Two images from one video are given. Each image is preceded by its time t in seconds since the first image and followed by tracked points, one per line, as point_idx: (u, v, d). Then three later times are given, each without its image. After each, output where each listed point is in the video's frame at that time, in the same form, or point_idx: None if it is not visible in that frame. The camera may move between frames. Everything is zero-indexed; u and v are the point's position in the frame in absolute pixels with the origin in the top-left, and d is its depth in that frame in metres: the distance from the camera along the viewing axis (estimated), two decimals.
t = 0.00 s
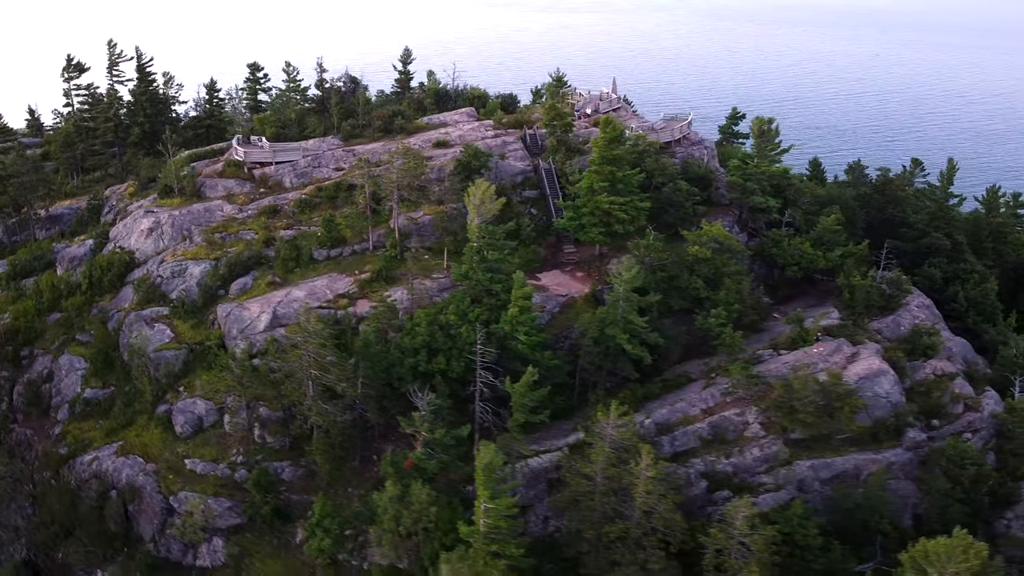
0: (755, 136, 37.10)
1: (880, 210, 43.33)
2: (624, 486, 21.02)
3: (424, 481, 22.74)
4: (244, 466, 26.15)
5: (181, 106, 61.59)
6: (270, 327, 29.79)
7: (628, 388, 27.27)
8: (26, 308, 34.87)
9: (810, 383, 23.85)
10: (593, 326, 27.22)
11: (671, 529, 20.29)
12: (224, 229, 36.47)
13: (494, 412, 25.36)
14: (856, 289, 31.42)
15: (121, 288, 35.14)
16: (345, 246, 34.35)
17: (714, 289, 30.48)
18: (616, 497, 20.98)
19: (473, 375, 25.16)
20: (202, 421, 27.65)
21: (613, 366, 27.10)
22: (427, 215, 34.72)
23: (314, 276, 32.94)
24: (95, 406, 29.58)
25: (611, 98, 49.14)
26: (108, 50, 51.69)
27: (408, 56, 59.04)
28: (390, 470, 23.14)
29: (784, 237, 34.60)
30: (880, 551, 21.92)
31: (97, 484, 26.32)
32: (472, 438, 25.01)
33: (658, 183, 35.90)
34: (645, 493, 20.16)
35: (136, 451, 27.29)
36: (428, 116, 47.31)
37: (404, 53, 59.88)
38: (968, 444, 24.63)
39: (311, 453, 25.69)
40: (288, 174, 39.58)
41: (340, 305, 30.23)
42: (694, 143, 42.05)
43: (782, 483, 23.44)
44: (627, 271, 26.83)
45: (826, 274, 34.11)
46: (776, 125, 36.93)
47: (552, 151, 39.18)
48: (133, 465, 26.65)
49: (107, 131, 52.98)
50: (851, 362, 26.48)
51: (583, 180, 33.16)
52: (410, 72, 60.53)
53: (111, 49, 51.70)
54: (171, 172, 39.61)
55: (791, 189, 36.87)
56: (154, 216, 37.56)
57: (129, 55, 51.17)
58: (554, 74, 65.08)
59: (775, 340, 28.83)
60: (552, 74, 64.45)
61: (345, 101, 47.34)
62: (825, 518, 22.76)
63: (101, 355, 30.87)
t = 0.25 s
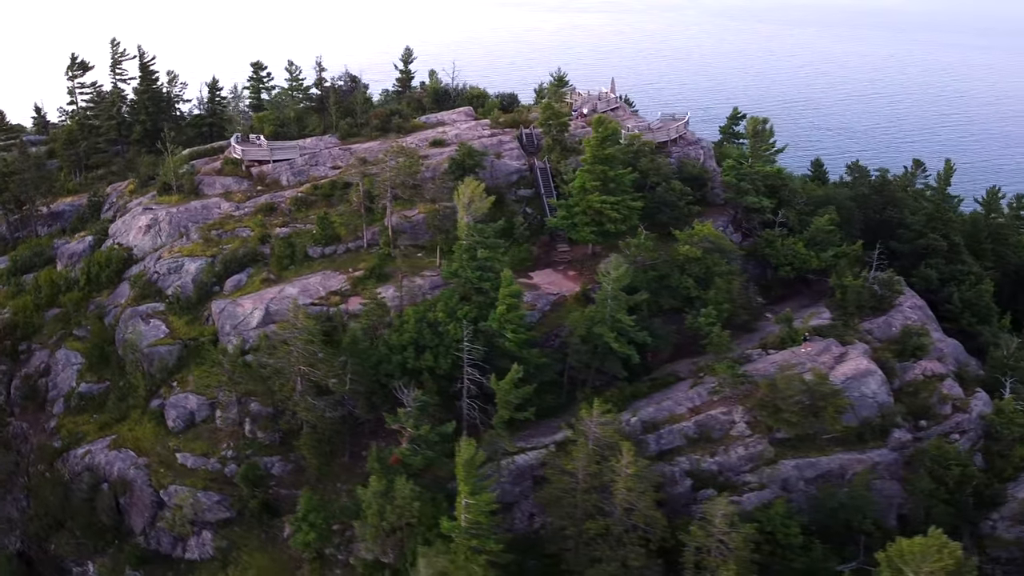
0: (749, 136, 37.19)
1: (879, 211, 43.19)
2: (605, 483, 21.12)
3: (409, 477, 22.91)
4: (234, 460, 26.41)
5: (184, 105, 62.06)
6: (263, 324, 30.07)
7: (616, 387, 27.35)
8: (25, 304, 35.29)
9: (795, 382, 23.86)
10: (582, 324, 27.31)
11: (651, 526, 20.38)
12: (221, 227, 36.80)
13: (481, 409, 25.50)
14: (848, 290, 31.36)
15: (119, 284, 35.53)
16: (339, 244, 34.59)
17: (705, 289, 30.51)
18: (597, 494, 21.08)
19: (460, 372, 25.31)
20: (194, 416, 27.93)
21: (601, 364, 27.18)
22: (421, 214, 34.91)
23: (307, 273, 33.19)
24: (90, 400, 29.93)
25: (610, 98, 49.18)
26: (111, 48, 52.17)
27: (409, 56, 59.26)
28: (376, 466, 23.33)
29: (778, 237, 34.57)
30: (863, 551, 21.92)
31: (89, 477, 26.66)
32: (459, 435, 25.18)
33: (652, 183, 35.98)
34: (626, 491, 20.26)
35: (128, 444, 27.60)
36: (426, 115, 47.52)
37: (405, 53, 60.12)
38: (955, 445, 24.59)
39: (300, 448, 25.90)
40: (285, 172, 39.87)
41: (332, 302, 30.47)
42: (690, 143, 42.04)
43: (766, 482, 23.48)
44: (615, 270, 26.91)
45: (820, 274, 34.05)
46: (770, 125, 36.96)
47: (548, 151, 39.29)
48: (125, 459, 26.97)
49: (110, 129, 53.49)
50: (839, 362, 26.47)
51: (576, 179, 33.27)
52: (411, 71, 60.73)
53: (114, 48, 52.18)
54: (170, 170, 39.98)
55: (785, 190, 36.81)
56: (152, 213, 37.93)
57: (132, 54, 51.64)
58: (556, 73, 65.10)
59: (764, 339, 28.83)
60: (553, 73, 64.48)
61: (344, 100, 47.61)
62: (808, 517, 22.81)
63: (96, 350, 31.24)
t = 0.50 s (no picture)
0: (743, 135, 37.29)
1: (876, 212, 43.08)
2: (587, 480, 21.23)
3: (394, 472, 23.09)
4: (224, 455, 26.67)
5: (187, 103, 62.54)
6: (256, 320, 30.34)
7: (604, 385, 27.46)
8: (24, 299, 35.73)
9: (780, 382, 23.90)
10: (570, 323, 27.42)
11: (632, 523, 20.49)
12: (217, 224, 37.13)
13: (468, 406, 25.68)
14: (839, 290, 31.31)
15: (116, 280, 35.90)
16: (334, 242, 34.85)
17: (695, 288, 30.57)
18: (579, 491, 21.20)
19: (447, 370, 25.49)
20: (186, 411, 28.22)
21: (589, 363, 27.28)
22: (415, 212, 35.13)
23: (302, 270, 33.47)
24: (85, 394, 30.30)
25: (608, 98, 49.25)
26: (114, 47, 52.66)
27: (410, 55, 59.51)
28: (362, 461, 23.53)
29: (771, 237, 34.56)
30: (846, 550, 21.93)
31: (82, 470, 26.98)
32: (446, 431, 25.37)
33: (646, 182, 36.07)
34: (607, 488, 20.37)
35: (121, 438, 27.93)
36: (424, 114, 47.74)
37: (406, 52, 60.37)
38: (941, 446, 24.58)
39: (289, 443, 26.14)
40: (282, 170, 40.16)
41: (324, 300, 30.72)
42: (686, 142, 42.06)
43: (751, 481, 23.53)
44: (604, 269, 27.01)
45: (812, 274, 34.04)
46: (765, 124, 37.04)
47: (543, 150, 39.42)
48: (117, 452, 27.27)
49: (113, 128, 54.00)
50: (827, 363, 26.48)
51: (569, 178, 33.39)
52: (412, 71, 60.99)
53: (117, 47, 52.67)
54: (168, 167, 40.37)
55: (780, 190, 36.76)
56: (151, 210, 38.29)
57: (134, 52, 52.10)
58: (557, 73, 65.20)
59: (753, 339, 28.86)
60: (554, 72, 64.59)
61: (343, 99, 47.90)
62: (791, 516, 22.86)
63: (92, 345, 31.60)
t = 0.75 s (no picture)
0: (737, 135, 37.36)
1: (874, 213, 42.94)
2: (568, 477, 21.33)
3: (379, 468, 23.26)
4: (215, 450, 26.95)
5: (190, 102, 63.04)
6: (249, 317, 30.60)
7: (593, 383, 27.57)
8: (24, 294, 36.18)
9: (765, 381, 23.94)
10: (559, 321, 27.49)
11: (612, 519, 20.57)
12: (214, 221, 37.47)
13: (456, 403, 25.87)
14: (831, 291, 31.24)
15: (114, 276, 36.29)
16: (329, 239, 35.11)
17: (686, 287, 30.60)
18: (560, 487, 21.31)
19: (435, 367, 25.67)
20: (178, 406, 28.50)
21: (577, 361, 27.39)
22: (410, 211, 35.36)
23: (296, 267, 33.71)
24: (80, 389, 30.66)
25: (606, 98, 49.34)
26: (118, 46, 53.17)
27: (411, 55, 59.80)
28: (348, 457, 23.72)
29: (764, 236, 34.57)
30: (828, 550, 21.94)
31: (74, 463, 27.35)
32: (433, 428, 25.56)
33: (640, 182, 36.16)
34: (587, 484, 20.47)
35: (114, 432, 28.26)
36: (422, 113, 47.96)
37: (408, 52, 60.67)
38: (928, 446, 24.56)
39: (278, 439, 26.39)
40: (279, 168, 40.46)
41: (317, 297, 30.94)
42: (682, 143, 42.12)
43: (735, 480, 23.58)
44: (592, 268, 27.13)
45: (805, 274, 34.01)
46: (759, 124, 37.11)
47: (538, 149, 39.57)
48: (110, 446, 27.61)
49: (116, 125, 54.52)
50: (815, 362, 26.49)
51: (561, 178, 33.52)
52: (413, 70, 61.21)
53: (121, 46, 53.20)
54: (168, 165, 40.76)
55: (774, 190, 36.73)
56: (149, 207, 38.67)
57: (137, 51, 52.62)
58: (558, 73, 65.26)
59: (743, 339, 28.90)
60: (556, 72, 64.64)
61: (342, 98, 48.23)
62: (774, 515, 22.90)
63: (88, 340, 31.97)
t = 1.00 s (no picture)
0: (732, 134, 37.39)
1: (872, 214, 42.81)
2: (550, 474, 21.44)
3: (365, 463, 23.46)
4: (206, 444, 27.24)
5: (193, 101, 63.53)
6: (242, 313, 30.89)
7: (581, 381, 27.69)
8: (23, 290, 36.62)
9: (749, 380, 23.99)
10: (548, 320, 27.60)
11: (593, 516, 20.66)
12: (211, 219, 37.81)
13: (443, 400, 26.04)
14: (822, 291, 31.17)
15: (112, 272, 36.69)
16: (324, 237, 35.36)
17: (677, 287, 30.66)
18: (542, 484, 21.43)
19: (423, 363, 25.85)
20: (171, 401, 28.79)
21: (566, 359, 27.51)
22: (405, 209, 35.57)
23: (290, 265, 33.97)
24: (76, 383, 31.02)
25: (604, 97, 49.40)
26: (121, 45, 53.68)
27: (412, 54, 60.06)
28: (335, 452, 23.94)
29: (757, 236, 34.58)
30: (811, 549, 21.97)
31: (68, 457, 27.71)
32: (421, 424, 25.76)
33: (634, 181, 36.25)
34: (568, 481, 20.59)
35: (108, 426, 28.62)
36: (421, 113, 48.18)
37: (409, 52, 60.94)
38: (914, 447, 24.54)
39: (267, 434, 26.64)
40: (276, 166, 40.77)
41: (310, 294, 31.16)
42: (679, 142, 42.15)
43: (719, 478, 23.66)
44: (580, 266, 27.24)
45: (798, 274, 33.97)
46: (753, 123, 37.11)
47: (533, 149, 39.69)
48: (103, 440, 27.97)
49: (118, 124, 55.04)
50: (802, 362, 26.50)
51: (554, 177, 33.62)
52: (415, 70, 61.41)
53: (123, 45, 53.71)
54: (167, 163, 41.16)
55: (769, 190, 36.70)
56: (148, 204, 39.05)
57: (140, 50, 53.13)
58: (560, 73, 65.29)
59: (732, 338, 28.94)
60: (558, 72, 64.67)
61: (341, 97, 48.50)
62: (757, 514, 22.94)
63: (84, 335, 32.35)
